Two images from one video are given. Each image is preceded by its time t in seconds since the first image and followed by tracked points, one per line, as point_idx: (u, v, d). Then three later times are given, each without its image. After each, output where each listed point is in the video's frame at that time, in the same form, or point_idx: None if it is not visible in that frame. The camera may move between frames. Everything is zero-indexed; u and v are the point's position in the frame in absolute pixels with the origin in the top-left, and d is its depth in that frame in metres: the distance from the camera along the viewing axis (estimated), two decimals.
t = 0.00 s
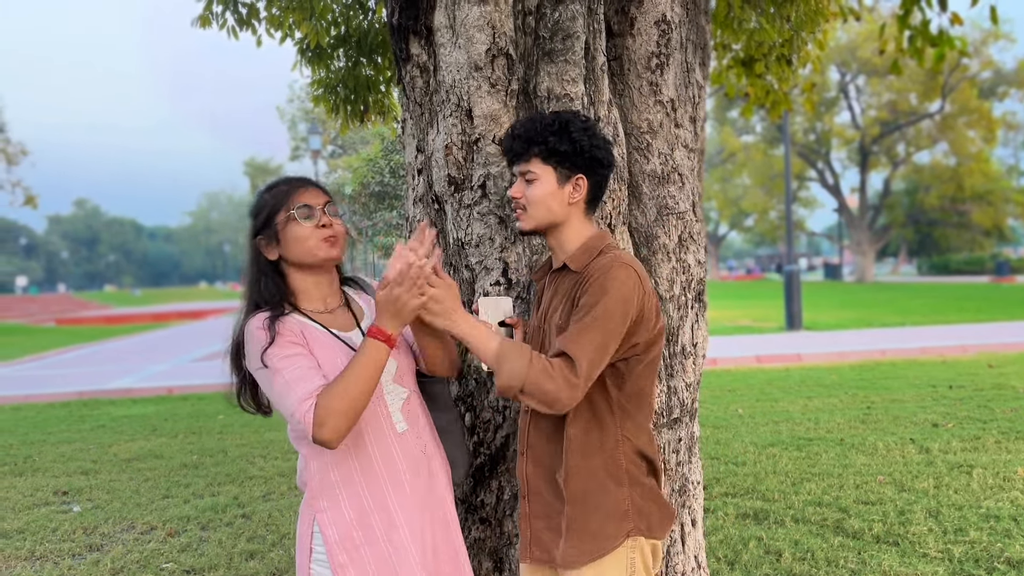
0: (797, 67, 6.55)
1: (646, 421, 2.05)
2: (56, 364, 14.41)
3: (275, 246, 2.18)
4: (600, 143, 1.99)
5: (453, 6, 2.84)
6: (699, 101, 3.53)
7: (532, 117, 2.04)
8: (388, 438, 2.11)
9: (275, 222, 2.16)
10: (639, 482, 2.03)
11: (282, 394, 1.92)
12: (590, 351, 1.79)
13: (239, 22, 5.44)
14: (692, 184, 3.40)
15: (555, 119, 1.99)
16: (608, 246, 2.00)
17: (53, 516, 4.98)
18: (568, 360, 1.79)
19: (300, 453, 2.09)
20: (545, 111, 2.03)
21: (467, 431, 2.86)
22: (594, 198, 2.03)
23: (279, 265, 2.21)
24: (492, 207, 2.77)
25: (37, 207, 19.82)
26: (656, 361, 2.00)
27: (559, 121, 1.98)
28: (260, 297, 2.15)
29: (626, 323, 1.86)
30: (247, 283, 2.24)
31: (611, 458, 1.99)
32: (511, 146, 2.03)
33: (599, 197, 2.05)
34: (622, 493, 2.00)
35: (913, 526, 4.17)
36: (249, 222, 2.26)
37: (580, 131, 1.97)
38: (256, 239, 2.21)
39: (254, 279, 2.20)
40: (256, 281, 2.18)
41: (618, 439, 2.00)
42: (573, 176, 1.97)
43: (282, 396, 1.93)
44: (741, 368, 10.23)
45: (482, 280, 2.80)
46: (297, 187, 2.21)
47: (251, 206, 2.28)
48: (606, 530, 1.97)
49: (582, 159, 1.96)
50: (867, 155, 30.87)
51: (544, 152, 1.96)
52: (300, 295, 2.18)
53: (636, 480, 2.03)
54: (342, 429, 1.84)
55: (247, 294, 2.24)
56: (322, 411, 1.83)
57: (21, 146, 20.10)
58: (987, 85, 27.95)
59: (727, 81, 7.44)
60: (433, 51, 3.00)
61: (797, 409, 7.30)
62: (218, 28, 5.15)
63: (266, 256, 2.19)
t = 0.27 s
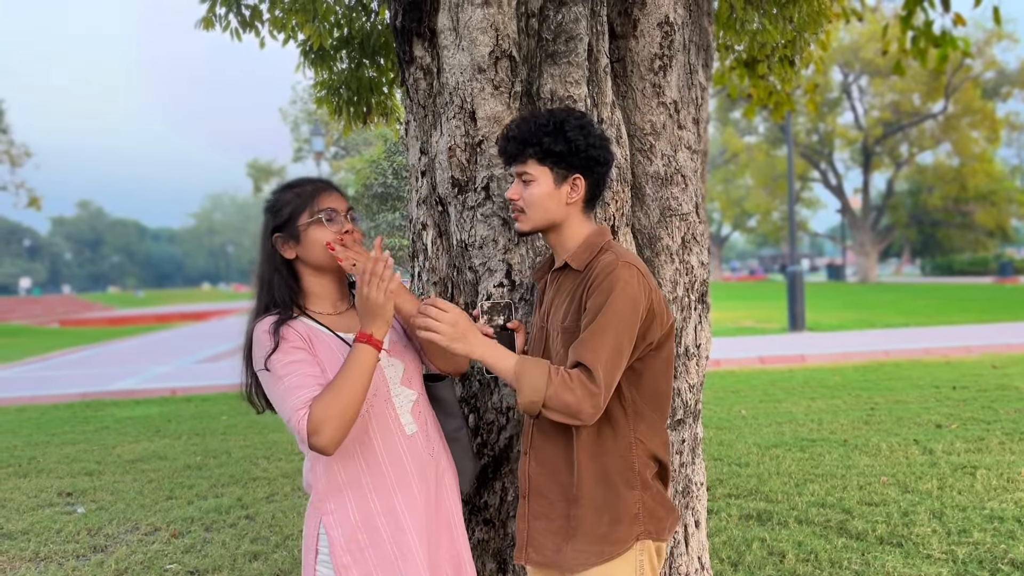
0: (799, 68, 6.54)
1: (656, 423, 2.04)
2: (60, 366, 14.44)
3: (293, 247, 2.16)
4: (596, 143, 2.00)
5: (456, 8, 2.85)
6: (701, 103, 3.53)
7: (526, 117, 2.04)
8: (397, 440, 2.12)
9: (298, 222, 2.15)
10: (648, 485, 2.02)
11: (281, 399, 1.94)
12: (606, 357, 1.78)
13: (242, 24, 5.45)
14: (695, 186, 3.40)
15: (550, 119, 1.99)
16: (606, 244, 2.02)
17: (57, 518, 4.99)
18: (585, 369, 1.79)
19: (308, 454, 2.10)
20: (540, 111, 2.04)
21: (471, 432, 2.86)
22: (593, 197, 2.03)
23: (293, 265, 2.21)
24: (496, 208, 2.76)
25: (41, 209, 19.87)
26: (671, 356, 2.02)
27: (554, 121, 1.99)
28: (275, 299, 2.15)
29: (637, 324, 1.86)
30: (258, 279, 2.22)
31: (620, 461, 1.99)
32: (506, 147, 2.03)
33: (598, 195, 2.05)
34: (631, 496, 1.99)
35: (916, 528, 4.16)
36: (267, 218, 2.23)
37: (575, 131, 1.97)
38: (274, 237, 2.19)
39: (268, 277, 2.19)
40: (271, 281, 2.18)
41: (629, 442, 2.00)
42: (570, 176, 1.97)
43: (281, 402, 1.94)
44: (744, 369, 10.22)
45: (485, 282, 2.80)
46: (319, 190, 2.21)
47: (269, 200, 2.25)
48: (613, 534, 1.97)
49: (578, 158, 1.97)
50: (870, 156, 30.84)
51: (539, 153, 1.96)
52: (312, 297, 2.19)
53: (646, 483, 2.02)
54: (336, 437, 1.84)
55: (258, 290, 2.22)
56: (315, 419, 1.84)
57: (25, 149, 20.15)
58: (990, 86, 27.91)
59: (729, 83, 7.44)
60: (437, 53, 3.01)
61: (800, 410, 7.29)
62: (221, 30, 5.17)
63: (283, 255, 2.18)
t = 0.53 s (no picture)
0: (803, 68, 6.54)
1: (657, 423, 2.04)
2: (65, 367, 14.48)
3: (320, 241, 2.16)
4: (593, 141, 1.99)
5: (460, 10, 2.86)
6: (705, 103, 3.53)
7: (522, 118, 2.04)
8: (408, 442, 2.13)
9: (330, 219, 2.15)
10: (647, 485, 2.02)
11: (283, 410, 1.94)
12: (604, 349, 1.78)
13: (246, 26, 5.47)
14: (698, 186, 3.40)
15: (546, 119, 1.99)
16: (608, 240, 2.01)
17: (62, 519, 5.00)
18: (582, 362, 1.79)
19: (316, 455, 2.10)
20: (536, 111, 2.03)
21: (475, 433, 2.87)
22: (591, 196, 2.03)
23: (313, 261, 2.19)
24: (499, 209, 2.77)
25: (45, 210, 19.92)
26: (671, 352, 2.02)
27: (550, 121, 1.98)
28: (295, 293, 2.14)
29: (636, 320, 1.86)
30: (272, 272, 2.19)
31: (620, 461, 1.98)
32: (502, 149, 2.04)
33: (597, 193, 2.05)
34: (629, 495, 1.98)
35: (921, 529, 4.16)
36: (290, 210, 2.21)
37: (571, 130, 1.97)
38: (300, 228, 2.16)
39: (286, 271, 2.16)
40: (291, 274, 2.16)
41: (628, 441, 2.00)
42: (567, 176, 1.97)
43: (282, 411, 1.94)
44: (748, 370, 10.21)
45: (488, 283, 2.81)
46: (349, 191, 2.23)
47: (293, 193, 2.23)
48: (612, 533, 1.96)
49: (575, 158, 1.96)
50: (874, 157, 30.80)
51: (536, 154, 1.96)
52: (326, 296, 2.19)
53: (645, 482, 2.01)
54: (332, 459, 1.86)
55: (270, 284, 2.19)
56: (315, 438, 1.86)
57: (29, 151, 20.22)
58: (993, 86, 27.87)
59: (733, 83, 7.43)
60: (440, 55, 3.02)
61: (804, 411, 7.28)
62: (225, 33, 5.19)
63: (306, 249, 2.17)
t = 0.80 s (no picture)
0: (805, 68, 6.53)
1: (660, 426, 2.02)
2: (69, 368, 14.52)
3: (338, 239, 2.14)
4: (587, 139, 1.98)
5: (460, 12, 2.86)
6: (706, 104, 3.53)
7: (517, 117, 2.05)
8: (417, 445, 2.14)
9: (349, 217, 2.14)
10: (647, 489, 2.01)
11: (289, 412, 1.91)
12: (601, 350, 1.78)
13: (248, 27, 5.48)
14: (699, 187, 3.40)
15: (541, 118, 1.99)
16: (610, 240, 2.01)
17: (65, 520, 5.01)
18: (579, 364, 1.79)
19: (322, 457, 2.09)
20: (531, 111, 2.03)
21: (476, 434, 2.87)
22: (590, 193, 2.02)
23: (327, 258, 2.17)
24: (500, 210, 2.76)
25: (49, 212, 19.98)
26: (673, 353, 2.01)
27: (544, 120, 1.98)
28: (312, 290, 2.11)
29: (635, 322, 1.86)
30: (286, 268, 2.15)
31: (621, 464, 1.98)
32: (498, 149, 2.04)
33: (596, 192, 2.04)
34: (629, 498, 1.98)
35: (924, 530, 4.15)
36: (304, 205, 2.17)
37: (565, 128, 1.96)
38: (318, 225, 2.14)
39: (301, 267, 2.13)
40: (308, 272, 2.12)
41: (629, 444, 1.99)
42: (563, 175, 1.97)
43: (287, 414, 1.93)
44: (750, 371, 10.21)
45: (490, 284, 2.81)
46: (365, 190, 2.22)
47: (305, 188, 2.20)
48: (612, 536, 1.96)
49: (569, 156, 1.95)
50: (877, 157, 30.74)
51: (531, 153, 1.97)
52: (338, 295, 2.18)
53: (646, 486, 2.01)
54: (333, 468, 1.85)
55: (282, 280, 2.15)
56: (316, 446, 1.84)
57: (33, 153, 20.28)
58: (997, 86, 27.82)
59: (735, 83, 7.43)
60: (441, 56, 3.02)
61: (807, 412, 7.27)
62: (228, 34, 5.20)
63: (323, 246, 2.15)
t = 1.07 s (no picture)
0: (806, 69, 6.53)
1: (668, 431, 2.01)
2: (72, 370, 14.54)
3: (346, 241, 2.14)
4: (589, 140, 1.98)
5: (462, 14, 2.86)
6: (707, 106, 3.53)
7: (518, 121, 2.05)
8: (419, 448, 2.16)
9: (356, 218, 2.15)
10: (655, 494, 2.00)
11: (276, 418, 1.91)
12: (610, 359, 1.79)
13: (251, 29, 5.49)
14: (701, 189, 3.40)
15: (541, 121, 2.00)
16: (615, 241, 2.02)
17: (68, 521, 5.02)
18: (590, 375, 1.80)
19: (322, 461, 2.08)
20: (531, 114, 2.04)
21: (478, 435, 2.87)
22: (593, 195, 2.02)
23: (334, 260, 2.17)
24: (502, 212, 2.77)
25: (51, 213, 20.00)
26: (683, 356, 2.00)
27: (545, 123, 1.99)
28: (319, 292, 2.11)
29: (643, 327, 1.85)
30: (291, 268, 2.15)
31: (627, 469, 1.98)
32: (499, 153, 2.04)
33: (599, 193, 2.04)
34: (635, 504, 1.98)
35: (926, 531, 4.14)
36: (311, 206, 2.17)
37: (566, 130, 1.97)
38: (325, 226, 2.14)
39: (308, 269, 2.13)
40: (316, 273, 2.12)
41: (636, 448, 1.98)
42: (566, 177, 1.97)
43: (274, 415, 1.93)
44: (753, 371, 10.21)
45: (491, 286, 2.81)
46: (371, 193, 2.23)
47: (312, 189, 2.20)
48: (617, 541, 1.96)
49: (571, 158, 1.95)
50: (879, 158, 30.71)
51: (533, 157, 1.97)
52: (343, 298, 2.19)
53: (653, 491, 2.00)
54: (304, 486, 1.87)
55: (287, 280, 2.15)
56: (297, 461, 1.86)
57: (35, 154, 20.32)
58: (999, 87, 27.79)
59: (737, 85, 7.43)
60: (442, 58, 3.02)
61: (809, 413, 7.27)
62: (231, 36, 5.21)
63: (330, 248, 2.15)
